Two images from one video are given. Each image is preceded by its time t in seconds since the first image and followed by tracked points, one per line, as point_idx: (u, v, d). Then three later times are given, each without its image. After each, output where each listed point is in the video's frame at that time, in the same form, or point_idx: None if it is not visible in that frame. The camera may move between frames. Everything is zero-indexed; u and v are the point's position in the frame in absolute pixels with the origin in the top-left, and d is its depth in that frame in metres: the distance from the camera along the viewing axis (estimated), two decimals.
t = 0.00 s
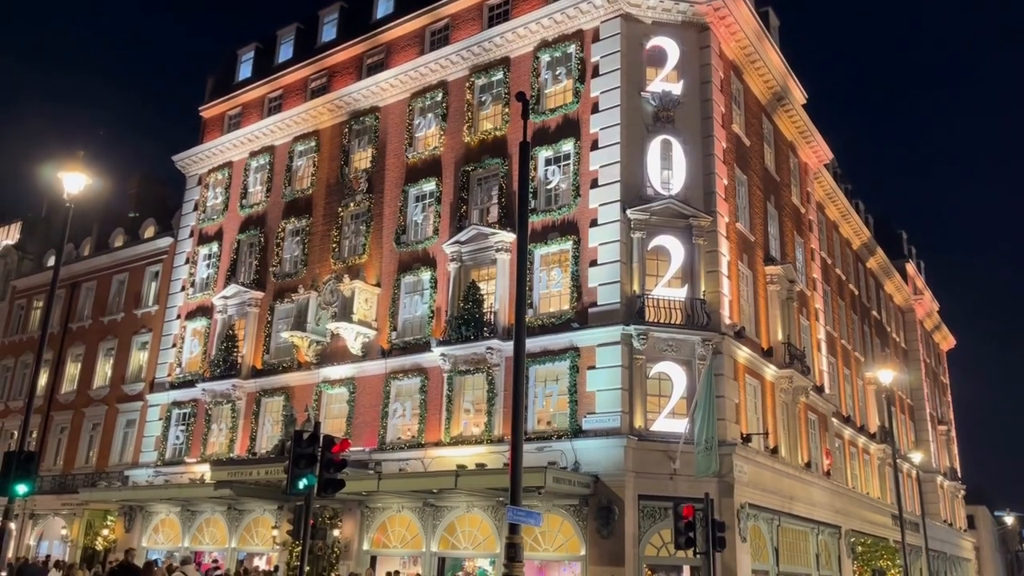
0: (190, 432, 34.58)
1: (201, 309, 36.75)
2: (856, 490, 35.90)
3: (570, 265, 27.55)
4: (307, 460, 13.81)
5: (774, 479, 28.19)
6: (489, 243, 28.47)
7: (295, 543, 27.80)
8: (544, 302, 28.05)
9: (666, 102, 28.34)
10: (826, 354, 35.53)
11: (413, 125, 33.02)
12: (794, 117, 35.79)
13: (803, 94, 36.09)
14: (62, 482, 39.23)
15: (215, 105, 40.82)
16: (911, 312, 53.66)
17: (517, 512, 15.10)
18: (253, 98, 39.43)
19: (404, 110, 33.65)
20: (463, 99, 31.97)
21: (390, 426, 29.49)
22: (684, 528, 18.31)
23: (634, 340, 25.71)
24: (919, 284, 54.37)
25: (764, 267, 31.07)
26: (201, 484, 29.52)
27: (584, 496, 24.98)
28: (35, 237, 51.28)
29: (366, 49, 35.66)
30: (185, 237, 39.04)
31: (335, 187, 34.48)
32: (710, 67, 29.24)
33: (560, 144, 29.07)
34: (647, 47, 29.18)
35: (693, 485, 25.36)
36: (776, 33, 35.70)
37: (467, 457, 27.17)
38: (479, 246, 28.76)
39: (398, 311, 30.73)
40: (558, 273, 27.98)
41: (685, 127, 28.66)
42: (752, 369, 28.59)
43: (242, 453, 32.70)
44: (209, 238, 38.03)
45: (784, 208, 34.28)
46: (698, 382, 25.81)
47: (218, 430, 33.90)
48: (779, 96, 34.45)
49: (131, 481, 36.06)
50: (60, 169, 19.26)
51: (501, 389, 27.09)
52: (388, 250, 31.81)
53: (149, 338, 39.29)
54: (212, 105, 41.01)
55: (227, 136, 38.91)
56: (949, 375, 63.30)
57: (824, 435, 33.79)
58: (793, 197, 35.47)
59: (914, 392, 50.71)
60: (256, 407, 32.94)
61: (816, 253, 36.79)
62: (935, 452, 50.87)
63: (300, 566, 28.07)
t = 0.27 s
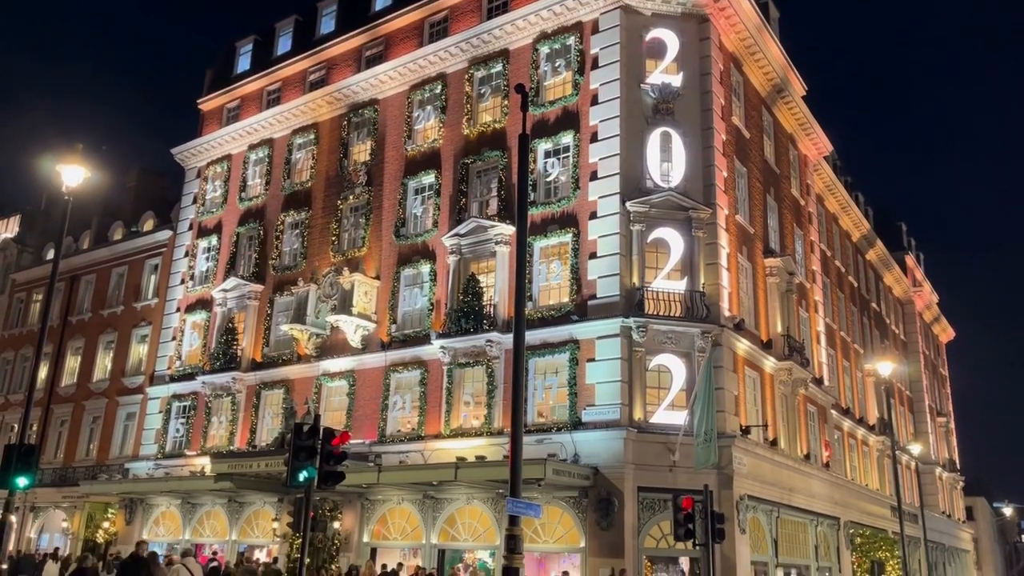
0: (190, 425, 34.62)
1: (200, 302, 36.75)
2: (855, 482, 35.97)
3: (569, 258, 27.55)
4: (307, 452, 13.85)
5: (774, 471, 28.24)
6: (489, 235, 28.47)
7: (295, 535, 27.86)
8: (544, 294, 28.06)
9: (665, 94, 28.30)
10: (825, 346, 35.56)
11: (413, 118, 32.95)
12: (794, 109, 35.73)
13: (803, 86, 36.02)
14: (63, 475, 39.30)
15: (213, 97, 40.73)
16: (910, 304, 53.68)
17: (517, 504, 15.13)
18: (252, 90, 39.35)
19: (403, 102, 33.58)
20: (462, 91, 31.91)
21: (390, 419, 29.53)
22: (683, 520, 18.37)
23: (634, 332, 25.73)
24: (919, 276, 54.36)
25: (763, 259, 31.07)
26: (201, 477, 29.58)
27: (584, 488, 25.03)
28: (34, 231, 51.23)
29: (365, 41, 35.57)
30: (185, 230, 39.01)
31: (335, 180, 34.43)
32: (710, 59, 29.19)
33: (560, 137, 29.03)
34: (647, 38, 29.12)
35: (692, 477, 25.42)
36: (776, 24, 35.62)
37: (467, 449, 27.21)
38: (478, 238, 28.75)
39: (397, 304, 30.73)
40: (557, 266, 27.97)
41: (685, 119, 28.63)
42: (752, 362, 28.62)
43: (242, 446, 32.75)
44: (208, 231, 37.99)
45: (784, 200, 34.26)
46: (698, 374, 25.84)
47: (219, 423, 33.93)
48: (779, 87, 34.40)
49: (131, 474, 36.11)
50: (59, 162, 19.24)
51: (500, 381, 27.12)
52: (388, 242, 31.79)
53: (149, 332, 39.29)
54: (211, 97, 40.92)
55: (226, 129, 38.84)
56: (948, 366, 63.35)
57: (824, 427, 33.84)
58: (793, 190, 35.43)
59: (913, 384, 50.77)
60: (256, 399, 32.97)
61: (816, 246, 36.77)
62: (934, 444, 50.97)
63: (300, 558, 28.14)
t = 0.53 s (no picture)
0: (189, 417, 34.64)
1: (199, 294, 36.73)
2: (853, 473, 36.06)
3: (568, 249, 27.56)
4: (306, 445, 13.87)
5: (772, 462, 28.32)
6: (488, 227, 28.46)
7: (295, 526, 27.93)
8: (543, 286, 28.06)
9: (664, 85, 28.26)
10: (824, 337, 35.59)
11: (411, 109, 32.88)
12: (793, 100, 35.68)
13: (802, 77, 35.95)
14: (62, 467, 39.34)
15: (211, 89, 40.61)
16: (908, 295, 53.71)
17: (517, 495, 15.16)
18: (249, 82, 39.25)
19: (401, 94, 33.50)
20: (461, 82, 31.82)
21: (390, 410, 29.56)
22: (682, 510, 18.44)
23: (633, 324, 25.75)
24: (917, 267, 54.37)
25: (762, 250, 31.07)
26: (201, 469, 29.62)
27: (582, 479, 25.11)
28: (32, 223, 51.13)
29: (363, 32, 35.47)
30: (183, 223, 38.95)
31: (333, 171, 34.37)
32: (708, 50, 29.14)
33: (558, 128, 28.98)
34: (645, 29, 29.05)
35: (691, 468, 25.49)
36: (775, 15, 35.54)
37: (467, 441, 27.26)
38: (477, 230, 28.74)
39: (396, 296, 30.73)
40: (556, 257, 27.97)
41: (683, 110, 28.61)
42: (750, 353, 28.65)
43: (242, 438, 32.78)
44: (207, 223, 37.94)
45: (783, 192, 34.24)
46: (697, 365, 25.89)
47: (218, 415, 33.96)
48: (778, 78, 34.34)
49: (131, 466, 36.15)
50: (56, 155, 19.19)
51: (500, 373, 27.16)
52: (386, 234, 31.76)
53: (148, 324, 39.28)
54: (208, 89, 40.79)
55: (224, 121, 38.73)
56: (946, 358, 63.43)
57: (822, 418, 33.90)
58: (792, 181, 35.41)
59: (912, 374, 50.85)
60: (255, 391, 32.99)
61: (814, 237, 36.76)
62: (932, 435, 51.09)
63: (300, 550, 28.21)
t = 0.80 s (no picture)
0: (188, 409, 34.67)
1: (196, 286, 36.70)
2: (850, 462, 36.17)
3: (566, 240, 27.57)
4: (305, 435, 13.90)
5: (770, 451, 28.41)
6: (485, 218, 28.45)
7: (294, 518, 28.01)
8: (541, 277, 28.08)
9: (662, 75, 28.21)
10: (822, 328, 35.65)
11: (408, 100, 32.80)
12: (791, 90, 35.63)
13: (799, 66, 35.89)
14: (61, 459, 39.40)
15: (207, 80, 40.48)
16: (906, 285, 53.75)
17: (515, 485, 15.20)
18: (246, 73, 39.13)
19: (398, 84, 33.41)
20: (458, 73, 31.74)
21: (388, 401, 29.60)
22: (680, 501, 18.49)
23: (630, 314, 25.79)
24: (914, 257, 54.40)
25: (760, 241, 31.08)
26: (200, 460, 29.68)
27: (581, 469, 25.19)
28: (28, 215, 51.02)
29: (359, 23, 35.35)
30: (180, 214, 38.89)
31: (330, 163, 34.31)
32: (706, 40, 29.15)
33: (556, 119, 28.94)
34: (643, 19, 28.99)
35: (689, 458, 25.58)
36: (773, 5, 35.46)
37: (465, 431, 27.32)
38: (475, 221, 28.74)
39: (394, 287, 30.73)
40: (554, 248, 27.98)
41: (681, 100, 28.58)
42: (748, 343, 28.70)
43: (240, 429, 32.81)
44: (204, 214, 37.88)
45: (781, 182, 34.23)
46: (694, 356, 25.94)
47: (216, 407, 33.99)
48: (775, 68, 34.29)
49: (130, 458, 36.19)
50: (52, 146, 19.14)
51: (498, 364, 27.21)
52: (384, 225, 31.73)
53: (145, 316, 39.27)
54: (204, 80, 40.66)
55: (221, 112, 38.63)
56: (943, 347, 63.53)
57: (819, 408, 33.98)
58: (789, 171, 35.39)
59: (909, 364, 50.95)
60: (253, 383, 33.01)
61: (812, 227, 36.76)
62: (929, 424, 51.25)
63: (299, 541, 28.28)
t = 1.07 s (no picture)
0: (185, 399, 34.68)
1: (193, 276, 36.65)
2: (847, 450, 36.30)
3: (563, 230, 27.57)
4: (303, 425, 13.91)
5: (766, 440, 28.50)
6: (482, 207, 28.43)
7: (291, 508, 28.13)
8: (538, 267, 28.09)
9: (659, 63, 28.15)
10: (818, 316, 35.71)
11: (404, 89, 32.69)
12: (788, 78, 35.56)
13: (797, 55, 35.81)
14: (59, 449, 39.42)
15: (203, 69, 40.30)
16: (902, 274, 53.80)
17: (512, 473, 15.23)
18: (241, 62, 38.96)
19: (394, 73, 33.29)
20: (454, 62, 31.62)
21: (385, 391, 29.63)
22: (677, 488, 18.57)
23: (627, 304, 25.82)
24: (911, 246, 54.44)
25: (757, 230, 31.08)
26: (198, 450, 29.72)
27: (578, 458, 25.27)
28: (23, 205, 50.84)
29: (355, 11, 35.19)
30: (176, 204, 38.79)
31: (326, 152, 34.22)
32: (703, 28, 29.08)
33: (553, 108, 28.88)
34: (640, 7, 28.90)
35: (685, 447, 25.65)
36: None
37: (462, 421, 27.37)
38: (472, 211, 28.72)
39: (391, 277, 30.71)
40: (551, 238, 27.99)
41: (678, 89, 28.53)
42: (745, 332, 28.75)
43: (238, 419, 32.84)
44: (200, 204, 37.78)
45: (778, 170, 34.20)
46: (691, 344, 25.98)
47: (214, 397, 34.01)
48: (773, 57, 34.20)
49: (127, 448, 36.22)
50: (47, 136, 19.05)
51: (495, 353, 27.24)
52: (381, 215, 31.68)
53: (142, 306, 39.22)
54: (200, 69, 40.48)
55: (216, 101, 38.48)
56: (939, 336, 63.66)
57: (816, 396, 34.06)
58: (786, 160, 35.36)
59: (905, 352, 51.06)
60: (251, 373, 33.03)
61: (809, 216, 36.77)
62: (925, 412, 51.43)
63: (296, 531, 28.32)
